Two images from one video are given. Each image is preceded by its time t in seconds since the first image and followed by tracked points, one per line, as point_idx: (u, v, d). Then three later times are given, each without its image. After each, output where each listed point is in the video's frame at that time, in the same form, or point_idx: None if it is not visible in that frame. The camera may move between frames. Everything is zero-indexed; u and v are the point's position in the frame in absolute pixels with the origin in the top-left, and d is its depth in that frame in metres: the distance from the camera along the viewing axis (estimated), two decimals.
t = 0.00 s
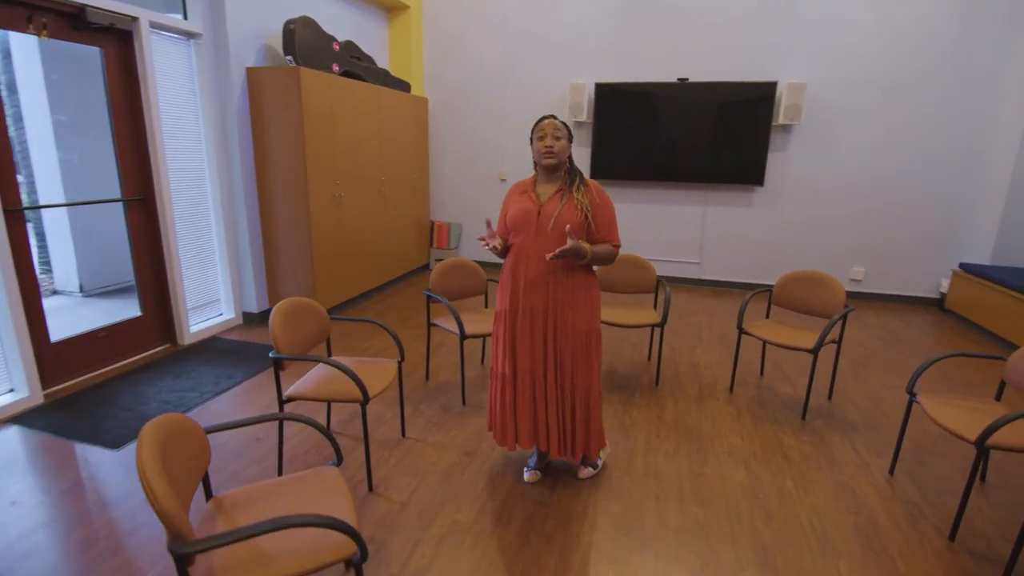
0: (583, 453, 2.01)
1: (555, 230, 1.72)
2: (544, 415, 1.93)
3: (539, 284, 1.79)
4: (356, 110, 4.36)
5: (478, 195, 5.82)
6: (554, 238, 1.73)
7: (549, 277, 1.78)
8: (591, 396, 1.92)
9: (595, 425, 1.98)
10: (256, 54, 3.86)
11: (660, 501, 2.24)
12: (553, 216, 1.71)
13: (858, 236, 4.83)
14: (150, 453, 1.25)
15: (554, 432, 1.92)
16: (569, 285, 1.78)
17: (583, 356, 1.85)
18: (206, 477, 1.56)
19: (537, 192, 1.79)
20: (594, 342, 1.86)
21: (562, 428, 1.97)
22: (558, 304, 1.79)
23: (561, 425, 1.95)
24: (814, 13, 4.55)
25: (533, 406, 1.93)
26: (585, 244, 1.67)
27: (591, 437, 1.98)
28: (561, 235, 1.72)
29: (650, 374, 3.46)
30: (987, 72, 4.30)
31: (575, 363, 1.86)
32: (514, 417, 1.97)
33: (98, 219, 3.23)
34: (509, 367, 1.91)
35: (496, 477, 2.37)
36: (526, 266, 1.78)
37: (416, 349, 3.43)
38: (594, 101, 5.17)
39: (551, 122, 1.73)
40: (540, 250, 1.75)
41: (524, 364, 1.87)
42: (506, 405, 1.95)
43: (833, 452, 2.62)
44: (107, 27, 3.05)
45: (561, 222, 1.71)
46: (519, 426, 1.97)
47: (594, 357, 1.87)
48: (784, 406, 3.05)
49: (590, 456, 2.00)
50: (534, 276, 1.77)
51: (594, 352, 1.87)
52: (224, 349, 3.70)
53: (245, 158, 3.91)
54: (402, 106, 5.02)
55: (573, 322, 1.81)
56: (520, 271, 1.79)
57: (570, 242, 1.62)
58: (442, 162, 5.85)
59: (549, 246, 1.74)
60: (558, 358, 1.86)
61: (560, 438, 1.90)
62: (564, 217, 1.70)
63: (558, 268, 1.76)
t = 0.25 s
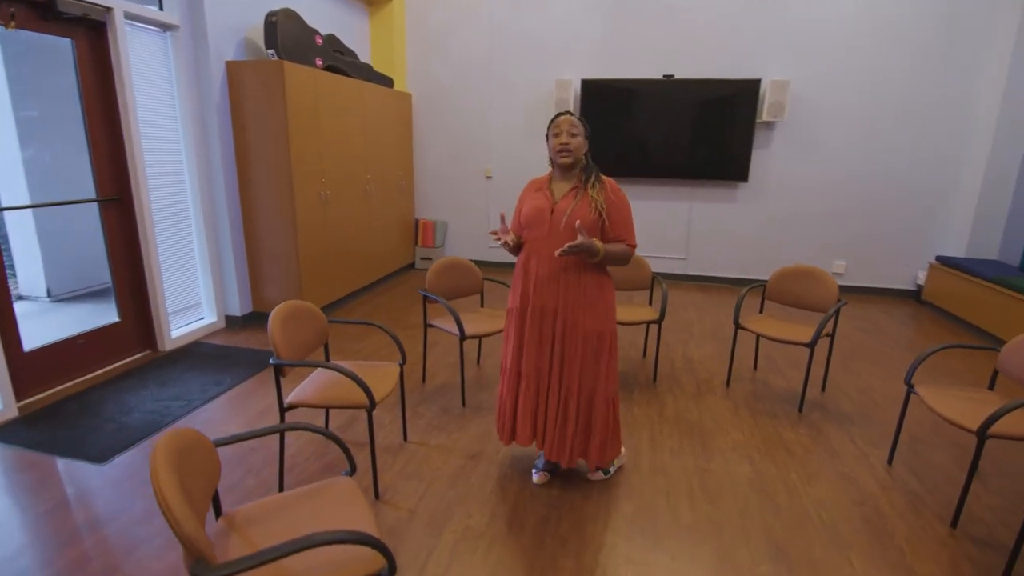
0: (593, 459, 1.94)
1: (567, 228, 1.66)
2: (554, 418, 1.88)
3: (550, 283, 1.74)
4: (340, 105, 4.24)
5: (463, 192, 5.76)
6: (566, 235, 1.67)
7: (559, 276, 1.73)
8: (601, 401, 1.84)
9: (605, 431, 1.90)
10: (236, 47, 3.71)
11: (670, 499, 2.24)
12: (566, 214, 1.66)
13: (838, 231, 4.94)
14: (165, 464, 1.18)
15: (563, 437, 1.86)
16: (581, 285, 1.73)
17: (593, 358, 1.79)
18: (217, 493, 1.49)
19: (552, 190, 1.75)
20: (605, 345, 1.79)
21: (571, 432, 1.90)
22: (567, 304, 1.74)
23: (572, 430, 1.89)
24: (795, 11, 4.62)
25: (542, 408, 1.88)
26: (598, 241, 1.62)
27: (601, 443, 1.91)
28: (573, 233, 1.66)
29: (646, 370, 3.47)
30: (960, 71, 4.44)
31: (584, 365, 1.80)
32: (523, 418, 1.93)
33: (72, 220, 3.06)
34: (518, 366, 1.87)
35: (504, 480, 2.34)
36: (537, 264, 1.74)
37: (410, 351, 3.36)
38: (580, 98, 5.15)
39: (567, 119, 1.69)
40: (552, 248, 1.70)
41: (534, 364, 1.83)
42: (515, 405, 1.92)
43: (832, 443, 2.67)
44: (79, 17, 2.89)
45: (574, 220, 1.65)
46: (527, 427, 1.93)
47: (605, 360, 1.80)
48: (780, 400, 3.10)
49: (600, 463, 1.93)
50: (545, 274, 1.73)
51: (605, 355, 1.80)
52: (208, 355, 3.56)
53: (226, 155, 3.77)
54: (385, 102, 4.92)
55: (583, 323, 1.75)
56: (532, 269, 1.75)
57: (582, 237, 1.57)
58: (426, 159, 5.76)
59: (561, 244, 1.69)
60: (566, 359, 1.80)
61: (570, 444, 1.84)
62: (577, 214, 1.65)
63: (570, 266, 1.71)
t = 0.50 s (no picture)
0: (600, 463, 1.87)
1: (580, 226, 1.60)
2: (560, 420, 1.81)
3: (561, 280, 1.68)
4: (319, 102, 4.12)
5: (444, 191, 5.68)
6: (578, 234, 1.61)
7: (571, 274, 1.66)
8: (610, 403, 1.77)
9: (613, 434, 1.83)
10: (210, 40, 3.56)
11: (675, 497, 2.25)
12: (579, 211, 1.60)
13: (814, 227, 5.07)
14: (176, 481, 1.12)
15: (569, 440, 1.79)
16: (592, 283, 1.66)
17: (602, 358, 1.72)
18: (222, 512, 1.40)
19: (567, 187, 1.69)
20: (615, 344, 1.71)
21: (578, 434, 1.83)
22: (577, 302, 1.67)
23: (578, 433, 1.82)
24: (772, 11, 4.70)
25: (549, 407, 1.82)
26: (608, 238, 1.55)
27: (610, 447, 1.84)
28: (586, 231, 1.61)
29: (638, 368, 3.49)
30: (929, 71, 4.60)
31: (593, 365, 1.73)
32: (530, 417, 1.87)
33: (38, 222, 2.88)
34: (526, 364, 1.81)
35: (508, 484, 2.30)
36: (548, 261, 1.68)
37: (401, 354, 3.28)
38: (562, 95, 5.14)
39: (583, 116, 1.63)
40: (563, 246, 1.64)
41: (540, 364, 1.77)
42: (521, 404, 1.86)
43: (824, 436, 2.73)
44: (44, 7, 2.72)
45: (586, 218, 1.59)
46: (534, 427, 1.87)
47: (615, 360, 1.73)
48: (770, 394, 3.15)
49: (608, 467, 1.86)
50: (556, 271, 1.67)
51: (615, 355, 1.73)
52: (186, 362, 3.41)
53: (201, 153, 3.61)
54: (364, 98, 4.80)
55: (593, 322, 1.68)
56: (542, 267, 1.70)
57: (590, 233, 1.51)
58: (406, 156, 5.66)
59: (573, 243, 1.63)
60: (574, 359, 1.73)
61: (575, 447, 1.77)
62: (590, 212, 1.59)
63: (581, 263, 1.65)
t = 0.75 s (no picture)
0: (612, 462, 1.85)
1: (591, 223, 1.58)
2: (573, 419, 1.78)
3: (574, 277, 1.65)
4: (298, 98, 4.00)
5: (425, 189, 5.60)
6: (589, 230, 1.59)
7: (584, 272, 1.64)
8: (622, 402, 1.76)
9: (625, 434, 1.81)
10: (183, 34, 3.41)
11: (679, 495, 2.25)
12: (591, 208, 1.58)
13: (792, 223, 5.18)
14: (187, 496, 1.06)
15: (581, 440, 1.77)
16: (606, 281, 1.65)
17: (615, 357, 1.70)
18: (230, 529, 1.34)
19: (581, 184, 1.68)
20: (630, 344, 1.70)
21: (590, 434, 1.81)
22: (592, 301, 1.65)
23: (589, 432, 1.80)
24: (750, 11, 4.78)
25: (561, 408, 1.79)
26: (609, 233, 1.53)
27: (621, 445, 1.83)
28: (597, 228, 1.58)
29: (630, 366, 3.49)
30: (900, 72, 4.75)
31: (605, 365, 1.71)
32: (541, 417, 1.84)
33: (3, 226, 2.70)
34: (538, 364, 1.78)
35: (512, 488, 2.27)
36: (562, 258, 1.67)
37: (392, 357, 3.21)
38: (545, 93, 5.13)
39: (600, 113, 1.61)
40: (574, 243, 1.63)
41: (553, 363, 1.74)
42: (532, 404, 1.82)
43: (816, 429, 2.78)
44: None
45: (597, 215, 1.57)
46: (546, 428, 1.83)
47: (628, 359, 1.72)
48: (762, 389, 3.19)
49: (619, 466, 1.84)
50: (570, 269, 1.65)
51: (629, 354, 1.71)
52: (164, 371, 3.25)
53: (176, 152, 3.45)
54: (343, 95, 4.68)
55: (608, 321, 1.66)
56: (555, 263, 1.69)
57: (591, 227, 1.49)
58: (385, 155, 5.55)
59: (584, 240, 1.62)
60: (588, 358, 1.71)
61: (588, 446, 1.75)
62: (602, 210, 1.57)
63: (592, 259, 1.63)
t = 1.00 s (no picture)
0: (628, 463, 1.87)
1: (605, 226, 1.60)
2: (590, 422, 1.79)
3: (590, 280, 1.67)
4: (277, 96, 3.87)
5: (407, 190, 5.51)
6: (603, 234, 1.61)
7: (600, 275, 1.66)
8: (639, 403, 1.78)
9: (641, 434, 1.83)
10: (155, 29, 3.26)
11: (684, 496, 2.25)
12: (606, 212, 1.60)
13: (771, 221, 5.28)
14: (203, 521, 1.01)
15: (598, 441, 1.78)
16: (623, 285, 1.66)
17: (633, 359, 1.72)
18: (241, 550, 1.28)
19: (594, 185, 1.69)
20: (647, 346, 1.72)
21: (607, 437, 1.82)
22: (610, 304, 1.66)
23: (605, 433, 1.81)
24: (730, 12, 4.85)
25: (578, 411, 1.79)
26: (623, 242, 1.56)
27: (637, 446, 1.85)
28: (611, 231, 1.60)
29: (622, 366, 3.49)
30: (873, 74, 4.89)
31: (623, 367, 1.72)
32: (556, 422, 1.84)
33: None
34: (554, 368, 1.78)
35: (516, 495, 2.23)
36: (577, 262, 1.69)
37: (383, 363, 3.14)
38: (528, 93, 5.11)
39: (613, 114, 1.62)
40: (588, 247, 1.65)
41: (569, 365, 1.74)
42: (547, 409, 1.82)
43: (810, 424, 2.82)
44: None
45: (612, 219, 1.59)
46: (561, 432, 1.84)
47: (646, 361, 1.74)
48: (753, 386, 3.23)
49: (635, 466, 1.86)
50: (586, 273, 1.67)
51: (646, 356, 1.73)
52: (141, 382, 3.10)
53: (149, 152, 3.30)
54: (323, 94, 4.56)
55: (626, 323, 1.68)
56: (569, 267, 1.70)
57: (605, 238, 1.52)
58: (365, 155, 5.44)
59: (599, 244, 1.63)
60: (606, 361, 1.72)
61: (605, 448, 1.75)
62: (617, 213, 1.58)
63: (607, 264, 1.65)
